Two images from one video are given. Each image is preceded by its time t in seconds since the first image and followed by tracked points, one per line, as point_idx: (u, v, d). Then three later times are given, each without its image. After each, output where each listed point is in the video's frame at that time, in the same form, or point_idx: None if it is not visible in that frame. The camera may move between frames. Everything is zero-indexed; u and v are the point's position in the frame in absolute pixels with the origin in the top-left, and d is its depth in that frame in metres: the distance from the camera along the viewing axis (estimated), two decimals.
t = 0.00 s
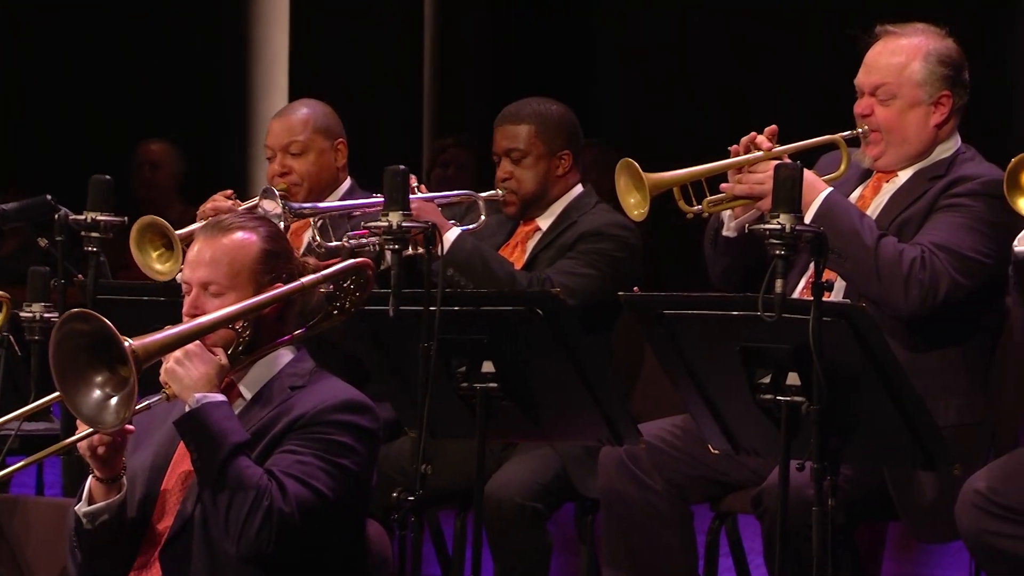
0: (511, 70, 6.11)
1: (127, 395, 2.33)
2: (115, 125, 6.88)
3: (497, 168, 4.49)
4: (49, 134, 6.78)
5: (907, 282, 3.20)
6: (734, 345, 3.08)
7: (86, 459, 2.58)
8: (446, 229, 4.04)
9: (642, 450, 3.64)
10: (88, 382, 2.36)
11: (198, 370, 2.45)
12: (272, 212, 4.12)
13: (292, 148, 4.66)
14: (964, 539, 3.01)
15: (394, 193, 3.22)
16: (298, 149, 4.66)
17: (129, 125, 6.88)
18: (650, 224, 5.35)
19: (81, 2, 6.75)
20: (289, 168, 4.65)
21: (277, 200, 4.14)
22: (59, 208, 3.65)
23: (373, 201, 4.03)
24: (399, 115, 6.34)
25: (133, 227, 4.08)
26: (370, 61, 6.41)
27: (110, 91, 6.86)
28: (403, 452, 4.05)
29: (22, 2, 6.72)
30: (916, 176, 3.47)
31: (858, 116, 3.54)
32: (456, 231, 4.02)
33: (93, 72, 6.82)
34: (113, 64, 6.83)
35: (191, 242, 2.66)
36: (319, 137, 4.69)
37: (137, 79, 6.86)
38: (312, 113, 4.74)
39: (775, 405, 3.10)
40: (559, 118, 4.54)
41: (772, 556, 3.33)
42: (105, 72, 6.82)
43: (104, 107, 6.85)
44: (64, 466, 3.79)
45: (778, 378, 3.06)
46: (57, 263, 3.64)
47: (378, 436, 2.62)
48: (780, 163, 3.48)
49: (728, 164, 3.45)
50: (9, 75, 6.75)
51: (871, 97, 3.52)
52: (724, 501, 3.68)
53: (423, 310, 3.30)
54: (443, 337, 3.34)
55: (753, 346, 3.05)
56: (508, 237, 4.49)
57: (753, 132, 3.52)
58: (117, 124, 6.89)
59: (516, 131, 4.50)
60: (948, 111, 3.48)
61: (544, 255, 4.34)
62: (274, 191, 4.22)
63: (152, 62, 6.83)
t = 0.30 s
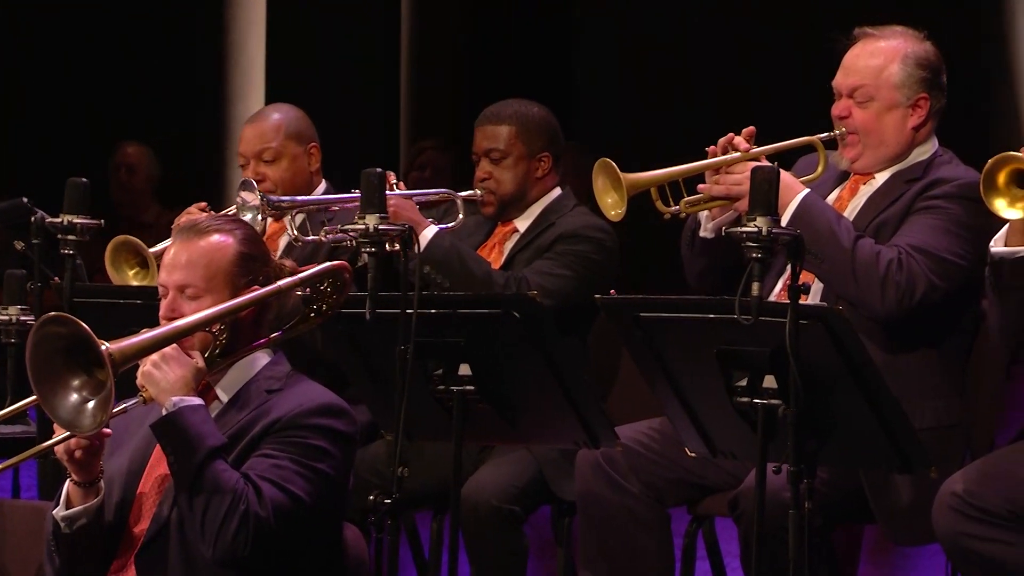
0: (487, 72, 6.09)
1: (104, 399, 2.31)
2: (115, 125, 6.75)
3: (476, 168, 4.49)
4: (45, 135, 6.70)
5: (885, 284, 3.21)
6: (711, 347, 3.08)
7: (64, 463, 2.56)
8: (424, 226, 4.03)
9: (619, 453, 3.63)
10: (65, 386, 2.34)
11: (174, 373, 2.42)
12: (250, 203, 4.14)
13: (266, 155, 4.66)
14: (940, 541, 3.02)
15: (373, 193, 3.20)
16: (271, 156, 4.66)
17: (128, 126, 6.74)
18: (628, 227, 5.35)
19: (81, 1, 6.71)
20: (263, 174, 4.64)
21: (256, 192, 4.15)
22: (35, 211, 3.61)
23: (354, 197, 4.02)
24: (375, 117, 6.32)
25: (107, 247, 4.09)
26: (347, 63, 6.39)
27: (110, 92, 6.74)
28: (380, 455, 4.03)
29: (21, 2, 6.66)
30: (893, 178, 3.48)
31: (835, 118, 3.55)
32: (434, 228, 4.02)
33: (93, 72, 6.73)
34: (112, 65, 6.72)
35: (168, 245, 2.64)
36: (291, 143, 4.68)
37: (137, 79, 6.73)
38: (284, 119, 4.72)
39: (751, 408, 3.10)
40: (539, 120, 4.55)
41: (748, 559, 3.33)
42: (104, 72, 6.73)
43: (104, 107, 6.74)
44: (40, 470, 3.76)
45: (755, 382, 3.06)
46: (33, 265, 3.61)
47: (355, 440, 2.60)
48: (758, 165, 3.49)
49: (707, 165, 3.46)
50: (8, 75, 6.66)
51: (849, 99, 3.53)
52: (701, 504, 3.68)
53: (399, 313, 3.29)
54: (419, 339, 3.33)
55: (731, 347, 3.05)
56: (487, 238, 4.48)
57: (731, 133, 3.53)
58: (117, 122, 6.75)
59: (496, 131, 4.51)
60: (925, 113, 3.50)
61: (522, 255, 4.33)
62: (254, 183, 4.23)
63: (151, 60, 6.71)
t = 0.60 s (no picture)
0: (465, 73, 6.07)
1: (83, 405, 2.29)
2: (115, 126, 6.46)
3: (451, 171, 4.48)
4: (45, 134, 6.36)
5: (862, 284, 3.22)
6: (689, 350, 3.08)
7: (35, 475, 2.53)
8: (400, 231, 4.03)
9: (596, 455, 3.63)
10: (42, 394, 2.32)
11: (152, 378, 2.42)
12: (227, 209, 4.14)
13: (238, 160, 4.64)
14: (918, 543, 3.03)
15: (349, 196, 3.19)
16: (244, 161, 4.65)
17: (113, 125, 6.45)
18: (605, 229, 5.36)
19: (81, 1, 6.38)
20: (235, 179, 4.63)
21: (232, 197, 4.16)
22: (11, 213, 3.58)
23: (330, 202, 4.00)
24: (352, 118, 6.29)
25: (79, 260, 4.06)
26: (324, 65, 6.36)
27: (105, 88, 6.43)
28: (357, 458, 4.02)
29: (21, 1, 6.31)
30: (871, 180, 3.49)
31: (814, 120, 3.56)
32: (409, 234, 4.02)
33: (90, 69, 6.42)
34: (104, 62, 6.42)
35: (143, 249, 2.63)
36: (263, 147, 4.66)
37: (137, 79, 6.49)
38: (256, 122, 4.71)
39: (729, 411, 3.09)
40: (514, 122, 4.55)
41: (726, 562, 3.33)
42: (104, 72, 6.43)
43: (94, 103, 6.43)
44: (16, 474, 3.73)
45: (732, 384, 3.06)
46: (8, 268, 3.58)
47: (332, 443, 2.59)
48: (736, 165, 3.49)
49: (685, 165, 3.46)
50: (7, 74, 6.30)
51: (827, 101, 3.55)
52: (678, 507, 3.68)
53: (376, 316, 3.29)
54: (396, 342, 3.33)
55: (709, 350, 3.04)
56: (463, 241, 4.47)
57: (709, 134, 3.53)
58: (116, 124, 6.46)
59: (471, 134, 4.50)
60: (903, 115, 3.51)
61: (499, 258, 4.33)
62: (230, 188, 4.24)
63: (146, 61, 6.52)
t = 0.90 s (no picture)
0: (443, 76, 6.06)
1: (61, 417, 2.31)
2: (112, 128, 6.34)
3: (426, 178, 4.47)
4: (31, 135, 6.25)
5: (840, 287, 3.23)
6: (666, 353, 3.08)
7: None
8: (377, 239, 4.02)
9: (573, 459, 3.62)
10: (22, 406, 2.34)
11: (130, 385, 2.44)
12: (202, 223, 4.10)
13: (215, 162, 4.63)
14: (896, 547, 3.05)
15: (324, 200, 3.17)
16: (221, 164, 4.63)
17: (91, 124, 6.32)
18: (583, 232, 5.36)
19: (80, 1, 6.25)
20: (212, 182, 4.62)
21: (208, 212, 4.10)
22: None
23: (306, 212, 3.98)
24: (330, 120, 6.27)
25: (56, 263, 4.05)
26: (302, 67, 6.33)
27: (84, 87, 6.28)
28: (334, 461, 4.00)
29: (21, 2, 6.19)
30: (848, 183, 3.49)
31: (791, 123, 3.58)
32: (386, 242, 4.00)
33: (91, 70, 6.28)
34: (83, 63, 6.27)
35: (118, 254, 2.67)
36: (241, 150, 4.65)
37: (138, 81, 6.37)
38: (233, 125, 4.70)
39: (706, 413, 3.09)
40: (485, 125, 4.54)
41: (703, 565, 3.33)
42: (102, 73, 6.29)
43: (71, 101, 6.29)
44: None
45: (710, 387, 3.06)
46: None
47: (310, 447, 2.64)
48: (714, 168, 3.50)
49: (663, 168, 3.46)
50: None
51: (804, 105, 3.56)
52: (655, 509, 3.67)
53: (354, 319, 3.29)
54: (373, 344, 3.32)
55: (687, 353, 3.04)
56: (439, 246, 4.47)
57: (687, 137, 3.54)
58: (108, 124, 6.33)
59: (443, 141, 4.49)
60: (880, 119, 3.52)
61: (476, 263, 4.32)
62: (205, 202, 4.18)
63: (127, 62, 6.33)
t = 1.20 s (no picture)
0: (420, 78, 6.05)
1: (38, 426, 2.30)
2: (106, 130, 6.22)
3: (403, 181, 4.46)
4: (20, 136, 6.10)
5: (817, 290, 3.23)
6: (644, 355, 3.08)
7: None
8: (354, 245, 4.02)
9: (551, 462, 3.62)
10: None
11: (106, 392, 2.45)
12: (179, 232, 4.09)
13: (192, 165, 4.61)
14: (871, 549, 3.06)
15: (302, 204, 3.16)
16: (198, 166, 4.62)
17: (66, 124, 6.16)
18: (559, 235, 5.36)
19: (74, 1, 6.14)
20: (190, 185, 4.60)
21: (184, 221, 4.09)
22: None
23: (282, 218, 3.96)
24: (306, 122, 6.25)
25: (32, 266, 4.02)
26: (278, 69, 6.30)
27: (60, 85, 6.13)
28: (311, 464, 3.98)
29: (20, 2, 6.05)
30: (824, 186, 3.51)
31: (767, 127, 3.58)
32: (364, 248, 4.01)
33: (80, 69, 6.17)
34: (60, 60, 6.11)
35: (92, 259, 2.67)
36: (218, 152, 4.63)
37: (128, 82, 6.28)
38: (210, 127, 4.68)
39: (683, 416, 3.09)
40: (461, 128, 4.53)
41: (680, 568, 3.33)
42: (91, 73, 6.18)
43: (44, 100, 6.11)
44: None
45: (687, 389, 3.05)
46: None
47: (288, 450, 2.64)
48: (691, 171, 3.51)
49: (639, 171, 3.46)
50: None
51: (780, 108, 3.57)
52: (632, 512, 3.68)
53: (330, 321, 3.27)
54: (350, 347, 3.32)
55: (663, 355, 3.04)
56: (416, 249, 4.47)
57: (662, 140, 3.54)
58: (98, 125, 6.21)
59: (420, 145, 4.48)
60: (856, 122, 3.53)
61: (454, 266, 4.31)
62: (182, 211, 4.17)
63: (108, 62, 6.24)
